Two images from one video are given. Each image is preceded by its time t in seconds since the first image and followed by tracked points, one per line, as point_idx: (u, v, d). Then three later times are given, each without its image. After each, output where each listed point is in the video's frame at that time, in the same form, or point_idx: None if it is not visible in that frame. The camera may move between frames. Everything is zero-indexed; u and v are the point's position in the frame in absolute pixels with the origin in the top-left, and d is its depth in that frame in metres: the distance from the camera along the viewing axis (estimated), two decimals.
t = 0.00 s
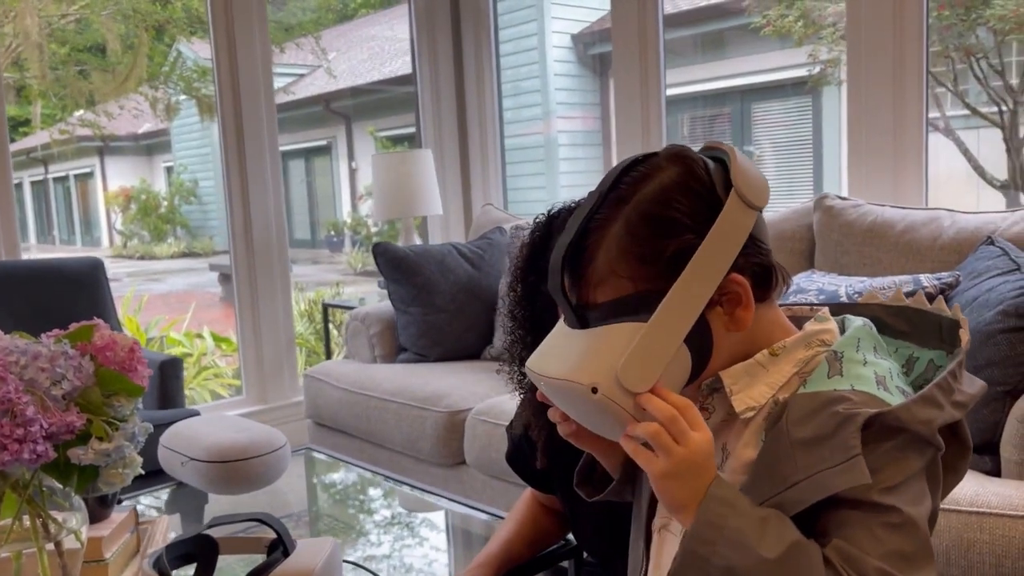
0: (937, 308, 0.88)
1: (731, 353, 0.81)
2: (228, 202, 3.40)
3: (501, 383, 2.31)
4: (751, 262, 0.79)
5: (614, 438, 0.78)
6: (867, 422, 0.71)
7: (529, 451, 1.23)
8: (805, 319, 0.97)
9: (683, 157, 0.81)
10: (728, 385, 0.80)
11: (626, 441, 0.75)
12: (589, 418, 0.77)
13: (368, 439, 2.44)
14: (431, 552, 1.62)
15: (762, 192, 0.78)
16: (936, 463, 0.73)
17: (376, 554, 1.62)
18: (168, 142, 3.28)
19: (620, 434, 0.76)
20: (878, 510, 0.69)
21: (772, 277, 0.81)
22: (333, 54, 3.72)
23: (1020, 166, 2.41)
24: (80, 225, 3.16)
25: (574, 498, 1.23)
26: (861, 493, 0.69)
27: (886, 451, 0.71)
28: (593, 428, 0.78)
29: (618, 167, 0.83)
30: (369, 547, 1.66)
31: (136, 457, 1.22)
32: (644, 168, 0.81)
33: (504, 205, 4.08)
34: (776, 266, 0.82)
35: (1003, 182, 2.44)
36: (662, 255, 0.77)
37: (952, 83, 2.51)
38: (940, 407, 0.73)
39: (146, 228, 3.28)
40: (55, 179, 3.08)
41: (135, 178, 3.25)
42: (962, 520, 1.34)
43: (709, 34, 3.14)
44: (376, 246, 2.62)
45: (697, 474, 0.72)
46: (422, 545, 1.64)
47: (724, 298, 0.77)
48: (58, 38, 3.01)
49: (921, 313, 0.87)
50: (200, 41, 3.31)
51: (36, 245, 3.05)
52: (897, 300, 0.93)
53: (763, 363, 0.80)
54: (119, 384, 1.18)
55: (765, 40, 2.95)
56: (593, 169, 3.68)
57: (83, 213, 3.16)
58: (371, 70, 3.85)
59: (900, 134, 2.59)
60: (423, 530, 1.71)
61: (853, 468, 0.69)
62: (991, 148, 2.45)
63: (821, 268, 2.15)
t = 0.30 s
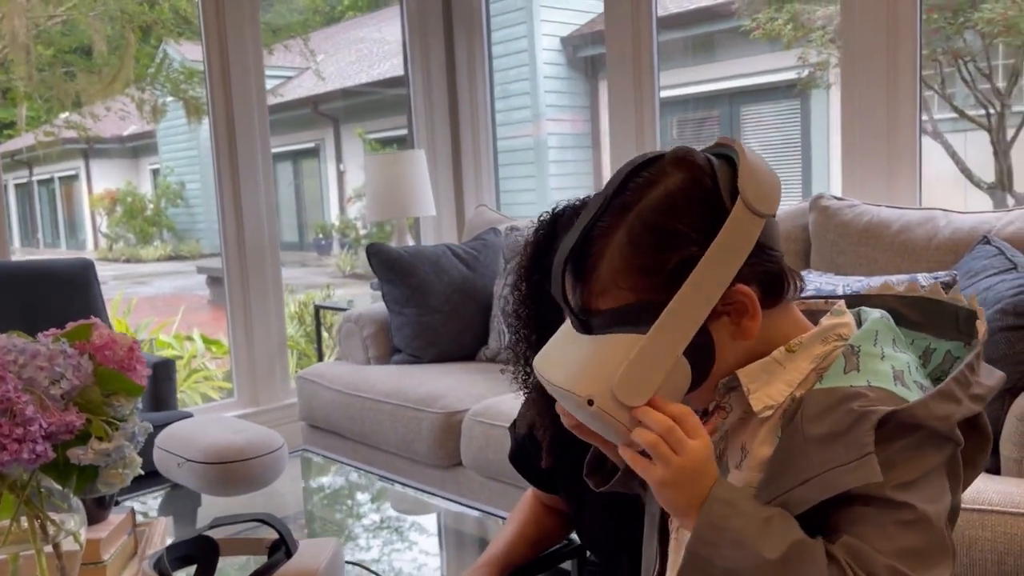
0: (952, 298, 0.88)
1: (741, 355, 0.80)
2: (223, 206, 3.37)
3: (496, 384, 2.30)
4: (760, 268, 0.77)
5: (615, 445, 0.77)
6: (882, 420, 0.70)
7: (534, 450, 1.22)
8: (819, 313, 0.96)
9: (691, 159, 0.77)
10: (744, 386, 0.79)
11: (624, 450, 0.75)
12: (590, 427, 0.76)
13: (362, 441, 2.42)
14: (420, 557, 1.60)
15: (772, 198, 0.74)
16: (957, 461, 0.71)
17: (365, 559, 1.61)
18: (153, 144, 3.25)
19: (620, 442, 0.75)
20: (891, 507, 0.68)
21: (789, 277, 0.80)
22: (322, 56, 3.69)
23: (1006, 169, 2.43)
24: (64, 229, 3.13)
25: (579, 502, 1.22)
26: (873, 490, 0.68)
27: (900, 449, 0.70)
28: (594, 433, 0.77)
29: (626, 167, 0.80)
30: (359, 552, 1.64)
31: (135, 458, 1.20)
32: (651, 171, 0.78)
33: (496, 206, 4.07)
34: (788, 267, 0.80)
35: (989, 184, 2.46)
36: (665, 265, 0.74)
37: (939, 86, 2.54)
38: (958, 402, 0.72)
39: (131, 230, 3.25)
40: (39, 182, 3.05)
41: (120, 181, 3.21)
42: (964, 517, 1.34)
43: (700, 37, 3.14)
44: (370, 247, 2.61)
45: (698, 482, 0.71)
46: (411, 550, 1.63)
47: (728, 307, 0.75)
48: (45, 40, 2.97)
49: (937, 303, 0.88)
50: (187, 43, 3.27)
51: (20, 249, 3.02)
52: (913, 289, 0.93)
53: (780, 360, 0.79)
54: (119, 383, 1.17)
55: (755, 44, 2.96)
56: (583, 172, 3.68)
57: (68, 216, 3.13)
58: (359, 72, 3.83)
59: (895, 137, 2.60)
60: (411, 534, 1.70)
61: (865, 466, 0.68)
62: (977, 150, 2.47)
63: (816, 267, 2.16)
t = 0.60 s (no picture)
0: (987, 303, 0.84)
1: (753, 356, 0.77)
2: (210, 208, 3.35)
3: (490, 386, 2.29)
4: (777, 277, 0.74)
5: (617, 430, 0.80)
6: (881, 432, 0.68)
7: (538, 450, 1.17)
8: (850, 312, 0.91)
9: (717, 162, 0.74)
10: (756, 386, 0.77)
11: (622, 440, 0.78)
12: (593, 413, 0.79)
13: (354, 444, 2.41)
14: (407, 562, 1.60)
15: (794, 212, 0.70)
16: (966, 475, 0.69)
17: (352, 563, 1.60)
18: (135, 148, 3.22)
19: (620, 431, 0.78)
20: (884, 517, 0.67)
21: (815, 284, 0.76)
22: (307, 59, 3.67)
23: (990, 173, 2.45)
24: (45, 232, 3.10)
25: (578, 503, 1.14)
26: (863, 496, 0.68)
27: (900, 459, 0.68)
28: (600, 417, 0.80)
29: (654, 160, 0.77)
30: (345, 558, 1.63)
31: (134, 458, 1.18)
32: (675, 170, 0.75)
33: (487, 209, 4.06)
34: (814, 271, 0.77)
35: (973, 187, 2.48)
36: (673, 272, 0.73)
37: (922, 91, 2.56)
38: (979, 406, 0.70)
39: (114, 234, 3.21)
40: (21, 186, 3.03)
41: (102, 185, 3.19)
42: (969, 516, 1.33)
43: (688, 41, 3.15)
44: (362, 249, 2.60)
45: (683, 477, 0.74)
46: (397, 555, 1.63)
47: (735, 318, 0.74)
48: (28, 43, 2.94)
49: (975, 306, 0.84)
50: (172, 46, 3.23)
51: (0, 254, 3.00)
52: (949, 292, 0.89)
53: (797, 361, 0.77)
54: (117, 382, 1.15)
55: (742, 48, 2.98)
56: (570, 175, 3.68)
57: (49, 220, 3.10)
58: (345, 76, 3.81)
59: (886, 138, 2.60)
60: (397, 540, 1.69)
61: (856, 476, 0.67)
62: (960, 154, 2.50)
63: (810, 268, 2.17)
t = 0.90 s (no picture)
0: (1005, 303, 0.79)
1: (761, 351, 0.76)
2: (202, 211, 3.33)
3: (485, 388, 2.29)
4: (783, 273, 0.73)
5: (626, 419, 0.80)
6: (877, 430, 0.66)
7: (540, 450, 1.17)
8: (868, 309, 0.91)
9: (727, 157, 0.73)
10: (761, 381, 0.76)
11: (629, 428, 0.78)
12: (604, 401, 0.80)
13: (348, 447, 2.40)
14: (395, 568, 1.60)
15: (801, 209, 0.70)
16: (972, 480, 0.65)
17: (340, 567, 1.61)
18: (122, 153, 3.16)
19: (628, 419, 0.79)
20: (876, 516, 0.64)
21: (825, 283, 0.75)
22: (295, 64, 3.63)
23: (975, 177, 2.47)
24: (29, 236, 3.03)
25: (581, 501, 1.13)
26: (858, 493, 0.65)
27: (899, 459, 0.65)
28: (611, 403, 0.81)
29: (669, 153, 0.77)
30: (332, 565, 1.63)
31: (134, 459, 1.18)
32: (685, 165, 0.75)
33: (478, 211, 4.07)
34: (823, 267, 0.75)
35: (958, 192, 2.51)
36: (678, 266, 0.73)
37: (907, 96, 2.58)
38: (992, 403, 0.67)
39: (100, 239, 3.15)
40: (4, 191, 2.95)
41: (87, 190, 3.11)
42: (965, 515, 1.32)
43: (678, 46, 3.16)
44: (355, 251, 2.59)
45: (682, 466, 0.74)
46: (386, 561, 1.62)
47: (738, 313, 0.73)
48: (13, 47, 2.87)
49: (1000, 310, 0.77)
50: (159, 51, 3.18)
51: None
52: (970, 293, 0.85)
53: (803, 358, 0.76)
54: (116, 383, 1.15)
55: (730, 53, 2.99)
56: (559, 180, 3.68)
57: (33, 223, 3.02)
58: (333, 81, 3.78)
59: (874, 143, 2.63)
60: (386, 545, 1.68)
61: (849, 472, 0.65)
62: (945, 159, 2.52)
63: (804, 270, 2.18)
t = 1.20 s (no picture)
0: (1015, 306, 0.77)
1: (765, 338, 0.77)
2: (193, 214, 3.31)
3: (477, 393, 2.28)
4: (796, 262, 0.73)
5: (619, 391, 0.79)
6: (868, 417, 0.64)
7: (541, 451, 1.17)
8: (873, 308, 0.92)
9: (755, 143, 0.73)
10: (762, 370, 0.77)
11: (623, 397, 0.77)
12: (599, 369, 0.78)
13: (340, 452, 2.39)
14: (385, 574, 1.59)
15: (823, 197, 0.70)
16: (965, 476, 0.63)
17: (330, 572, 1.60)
18: (108, 157, 3.13)
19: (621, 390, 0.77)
20: (861, 503, 0.63)
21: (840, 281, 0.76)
22: (283, 69, 3.60)
23: (961, 183, 2.49)
24: (14, 242, 2.99)
25: (583, 501, 1.14)
26: (847, 479, 0.64)
27: (889, 449, 0.64)
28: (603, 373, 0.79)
29: (694, 133, 0.77)
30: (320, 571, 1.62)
31: (131, 462, 1.17)
32: (710, 146, 0.75)
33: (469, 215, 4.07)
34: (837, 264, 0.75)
35: (943, 199, 2.53)
36: (694, 242, 0.73)
37: (894, 104, 2.61)
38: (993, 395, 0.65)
39: (85, 244, 3.11)
40: None
41: (73, 195, 3.08)
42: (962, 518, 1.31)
43: (668, 53, 3.17)
44: (347, 255, 2.59)
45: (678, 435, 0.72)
46: (375, 567, 1.61)
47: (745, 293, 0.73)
48: None
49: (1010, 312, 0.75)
50: (146, 56, 3.16)
51: None
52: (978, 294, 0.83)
53: (806, 351, 0.76)
54: (114, 384, 1.14)
55: (719, 60, 3.01)
56: (547, 185, 3.69)
57: (18, 229, 2.98)
58: (321, 86, 3.74)
59: (868, 149, 2.63)
60: (374, 552, 1.67)
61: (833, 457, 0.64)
62: (931, 165, 2.55)
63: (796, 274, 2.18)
